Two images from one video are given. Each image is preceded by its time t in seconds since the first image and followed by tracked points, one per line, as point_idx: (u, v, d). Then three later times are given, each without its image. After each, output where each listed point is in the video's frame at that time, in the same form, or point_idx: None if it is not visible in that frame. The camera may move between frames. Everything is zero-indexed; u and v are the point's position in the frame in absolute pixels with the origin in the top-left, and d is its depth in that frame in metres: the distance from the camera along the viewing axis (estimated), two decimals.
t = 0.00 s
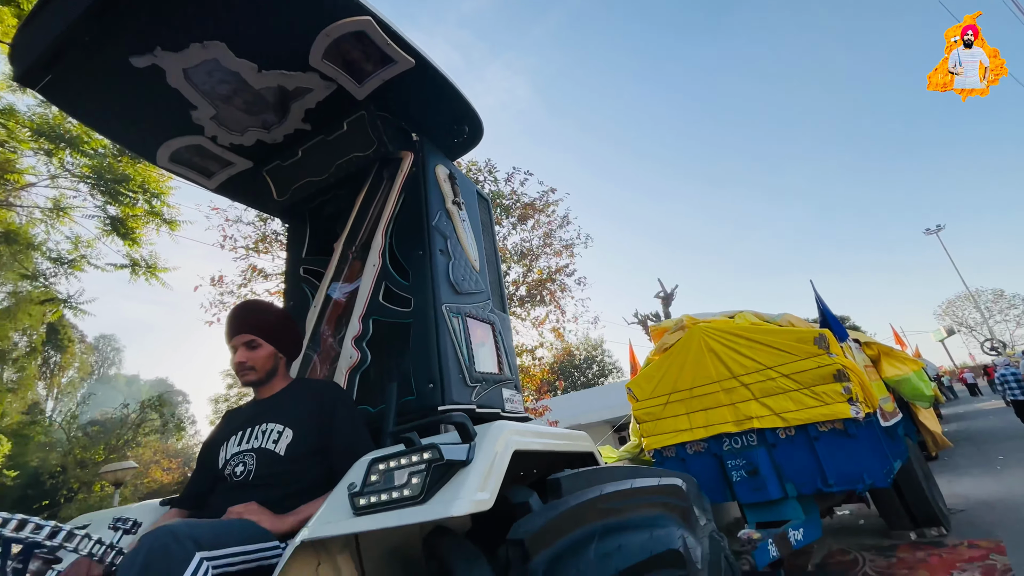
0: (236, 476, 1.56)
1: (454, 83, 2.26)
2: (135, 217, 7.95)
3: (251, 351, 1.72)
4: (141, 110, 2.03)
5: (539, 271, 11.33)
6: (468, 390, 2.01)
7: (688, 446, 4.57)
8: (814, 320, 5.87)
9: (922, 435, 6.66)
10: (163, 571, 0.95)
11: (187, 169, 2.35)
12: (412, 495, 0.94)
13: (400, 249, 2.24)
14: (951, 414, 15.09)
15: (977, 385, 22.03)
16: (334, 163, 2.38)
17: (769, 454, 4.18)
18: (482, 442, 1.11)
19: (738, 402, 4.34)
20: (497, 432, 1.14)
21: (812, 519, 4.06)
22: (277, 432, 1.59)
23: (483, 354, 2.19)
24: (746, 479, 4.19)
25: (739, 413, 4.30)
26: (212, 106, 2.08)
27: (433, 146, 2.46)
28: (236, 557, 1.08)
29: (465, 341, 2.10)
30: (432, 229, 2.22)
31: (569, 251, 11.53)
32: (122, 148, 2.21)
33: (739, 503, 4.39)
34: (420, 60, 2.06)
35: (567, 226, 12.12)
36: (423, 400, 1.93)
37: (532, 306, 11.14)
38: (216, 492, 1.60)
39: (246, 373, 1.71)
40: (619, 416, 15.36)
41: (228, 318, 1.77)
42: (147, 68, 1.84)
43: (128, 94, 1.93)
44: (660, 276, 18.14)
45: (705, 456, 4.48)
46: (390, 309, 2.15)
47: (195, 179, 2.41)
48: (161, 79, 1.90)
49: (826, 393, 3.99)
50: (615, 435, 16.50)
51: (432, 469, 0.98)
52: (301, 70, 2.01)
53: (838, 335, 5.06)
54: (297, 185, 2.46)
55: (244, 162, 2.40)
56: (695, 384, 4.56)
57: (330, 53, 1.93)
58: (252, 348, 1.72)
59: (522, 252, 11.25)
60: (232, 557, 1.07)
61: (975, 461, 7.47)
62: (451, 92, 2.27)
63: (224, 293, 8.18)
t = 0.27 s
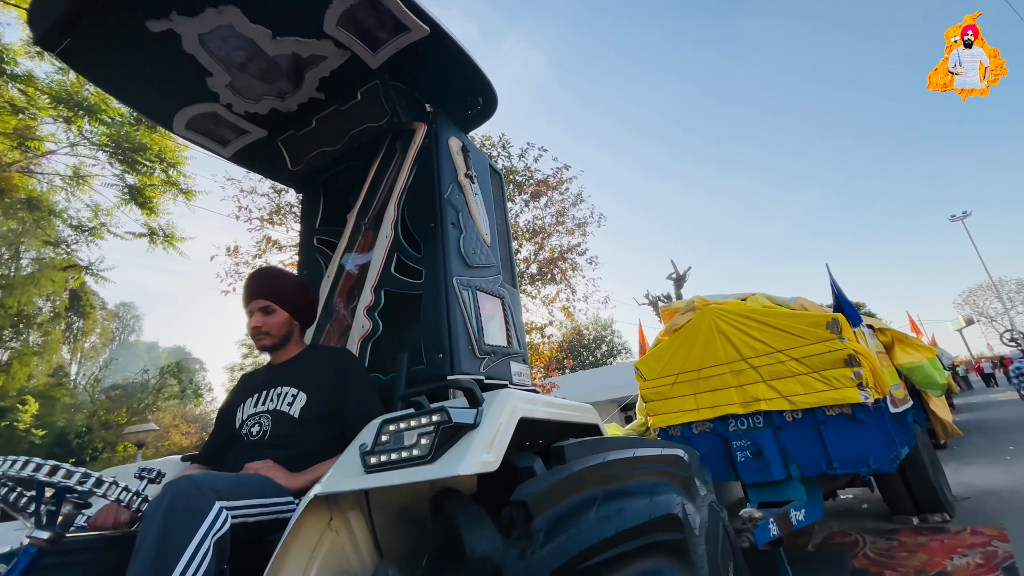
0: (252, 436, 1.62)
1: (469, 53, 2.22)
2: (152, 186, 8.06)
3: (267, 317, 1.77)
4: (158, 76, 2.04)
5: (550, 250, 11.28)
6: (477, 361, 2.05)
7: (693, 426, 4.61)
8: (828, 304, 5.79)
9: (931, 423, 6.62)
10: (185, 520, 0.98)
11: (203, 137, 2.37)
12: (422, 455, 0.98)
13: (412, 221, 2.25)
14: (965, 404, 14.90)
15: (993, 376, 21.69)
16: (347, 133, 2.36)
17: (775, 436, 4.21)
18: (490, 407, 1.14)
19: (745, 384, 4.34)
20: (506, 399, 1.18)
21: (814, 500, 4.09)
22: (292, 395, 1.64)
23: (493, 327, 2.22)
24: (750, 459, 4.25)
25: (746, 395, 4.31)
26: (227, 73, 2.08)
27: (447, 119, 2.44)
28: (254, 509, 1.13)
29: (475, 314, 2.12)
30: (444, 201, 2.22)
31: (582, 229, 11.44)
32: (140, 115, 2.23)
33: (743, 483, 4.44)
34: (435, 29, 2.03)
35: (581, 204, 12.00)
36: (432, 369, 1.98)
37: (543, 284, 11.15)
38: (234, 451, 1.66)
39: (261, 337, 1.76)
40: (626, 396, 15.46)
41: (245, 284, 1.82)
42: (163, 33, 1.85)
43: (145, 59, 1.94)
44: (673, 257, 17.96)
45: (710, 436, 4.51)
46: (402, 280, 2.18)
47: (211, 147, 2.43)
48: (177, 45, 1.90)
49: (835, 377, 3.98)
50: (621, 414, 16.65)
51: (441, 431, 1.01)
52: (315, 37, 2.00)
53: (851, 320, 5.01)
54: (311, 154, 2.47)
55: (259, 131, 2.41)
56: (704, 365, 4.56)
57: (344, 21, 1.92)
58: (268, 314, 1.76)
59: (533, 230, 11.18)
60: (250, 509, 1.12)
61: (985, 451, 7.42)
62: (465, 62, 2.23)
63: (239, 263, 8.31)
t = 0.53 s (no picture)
0: (270, 393, 1.67)
1: (488, 19, 2.18)
2: (169, 154, 8.13)
3: (284, 280, 1.80)
4: (177, 38, 2.04)
5: (563, 228, 11.21)
6: (488, 331, 2.07)
7: (700, 406, 4.62)
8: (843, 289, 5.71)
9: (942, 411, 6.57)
10: (207, 466, 1.02)
11: (221, 101, 2.37)
12: (435, 410, 1.02)
13: (426, 189, 2.25)
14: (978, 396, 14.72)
15: (1009, 368, 21.35)
16: (364, 100, 2.38)
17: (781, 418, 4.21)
18: (502, 368, 1.17)
19: (755, 366, 4.34)
20: (516, 362, 1.20)
21: (818, 482, 4.11)
22: (308, 356, 1.69)
23: (504, 298, 2.24)
24: (755, 440, 4.23)
25: (755, 377, 4.31)
26: (244, 36, 2.07)
27: (463, 87, 2.41)
28: (271, 458, 1.18)
29: (488, 284, 2.14)
30: (459, 170, 2.22)
31: (595, 208, 11.32)
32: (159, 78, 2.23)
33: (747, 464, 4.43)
34: None
35: (595, 183, 11.86)
36: (445, 336, 2.01)
37: (555, 263, 11.12)
38: (251, 406, 1.72)
39: (279, 300, 1.80)
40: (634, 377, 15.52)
41: (263, 247, 1.84)
42: None
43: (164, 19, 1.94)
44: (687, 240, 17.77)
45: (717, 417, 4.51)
46: (415, 249, 2.20)
47: (228, 112, 2.43)
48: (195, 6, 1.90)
49: (847, 362, 3.95)
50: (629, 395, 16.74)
51: (454, 387, 1.05)
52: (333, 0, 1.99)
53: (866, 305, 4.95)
54: (326, 122, 2.48)
55: (276, 97, 2.41)
56: (714, 346, 4.56)
57: None
58: (285, 277, 1.79)
59: (547, 207, 11.09)
60: (268, 457, 1.17)
61: (995, 441, 7.38)
62: (484, 29, 2.19)
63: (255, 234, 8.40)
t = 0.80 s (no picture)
0: (289, 354, 1.71)
1: None
2: (186, 124, 8.18)
3: (305, 244, 1.82)
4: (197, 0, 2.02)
5: (577, 206, 11.10)
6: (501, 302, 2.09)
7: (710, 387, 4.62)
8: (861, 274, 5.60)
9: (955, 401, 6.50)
10: (232, 414, 1.06)
11: (239, 66, 2.36)
12: (451, 368, 1.05)
13: (442, 159, 2.24)
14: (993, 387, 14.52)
15: None
16: (382, 66, 2.36)
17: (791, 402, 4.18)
18: (516, 332, 1.19)
19: (766, 349, 4.31)
20: (530, 327, 1.21)
21: (824, 465, 4.09)
22: (325, 319, 1.72)
23: (518, 270, 2.24)
24: (764, 422, 4.24)
25: (766, 359, 4.29)
26: None
27: (481, 55, 2.38)
28: (291, 412, 1.22)
29: (502, 255, 2.15)
30: (476, 140, 2.20)
31: (610, 186, 11.17)
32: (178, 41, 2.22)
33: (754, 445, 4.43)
34: None
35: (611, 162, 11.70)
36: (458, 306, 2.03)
37: (568, 242, 11.08)
38: (270, 366, 1.77)
39: (300, 264, 1.83)
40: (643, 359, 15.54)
41: (283, 211, 1.87)
42: None
43: None
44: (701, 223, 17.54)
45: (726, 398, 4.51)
46: (430, 219, 2.20)
47: (246, 78, 2.43)
48: None
49: (861, 346, 3.91)
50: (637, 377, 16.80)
51: (470, 347, 1.07)
52: None
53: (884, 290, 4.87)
54: (344, 88, 2.47)
55: (293, 63, 2.39)
56: (726, 328, 4.53)
57: None
58: (306, 241, 1.82)
59: (561, 185, 10.97)
60: (287, 412, 1.21)
61: (1009, 433, 7.31)
62: None
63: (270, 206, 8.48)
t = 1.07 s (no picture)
0: (309, 323, 1.75)
1: None
2: (204, 98, 8.22)
3: (324, 216, 1.85)
4: None
5: (592, 186, 10.98)
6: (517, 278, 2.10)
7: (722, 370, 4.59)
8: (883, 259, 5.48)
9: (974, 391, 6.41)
10: (259, 375, 1.09)
11: (257, 38, 2.32)
12: (469, 337, 1.08)
13: (460, 133, 2.24)
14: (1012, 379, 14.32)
15: None
16: (400, 38, 2.36)
17: (804, 386, 4.17)
18: (533, 304, 1.20)
19: (781, 333, 4.28)
20: (546, 299, 1.23)
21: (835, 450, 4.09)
22: (344, 291, 1.75)
23: (534, 247, 2.25)
24: (775, 406, 4.22)
25: (780, 343, 4.25)
26: None
27: (501, 27, 2.34)
28: (314, 376, 1.26)
29: (518, 231, 2.15)
30: (494, 115, 2.19)
31: (627, 166, 10.99)
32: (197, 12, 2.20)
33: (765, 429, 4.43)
34: None
35: (628, 141, 11.48)
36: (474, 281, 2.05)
37: (582, 222, 10.99)
38: (292, 334, 1.82)
39: (319, 236, 1.86)
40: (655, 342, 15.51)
41: (302, 183, 1.89)
42: None
43: None
44: (718, 206, 17.26)
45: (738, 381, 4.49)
46: (447, 193, 2.21)
47: (265, 50, 2.39)
48: None
49: (878, 332, 3.86)
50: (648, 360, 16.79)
51: (487, 317, 1.10)
52: None
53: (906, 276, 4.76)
54: (363, 61, 2.46)
55: (312, 35, 2.36)
56: (741, 311, 4.50)
57: None
58: (325, 213, 1.84)
59: (577, 164, 10.83)
60: (310, 376, 1.25)
61: None
62: None
63: (286, 182, 8.55)
